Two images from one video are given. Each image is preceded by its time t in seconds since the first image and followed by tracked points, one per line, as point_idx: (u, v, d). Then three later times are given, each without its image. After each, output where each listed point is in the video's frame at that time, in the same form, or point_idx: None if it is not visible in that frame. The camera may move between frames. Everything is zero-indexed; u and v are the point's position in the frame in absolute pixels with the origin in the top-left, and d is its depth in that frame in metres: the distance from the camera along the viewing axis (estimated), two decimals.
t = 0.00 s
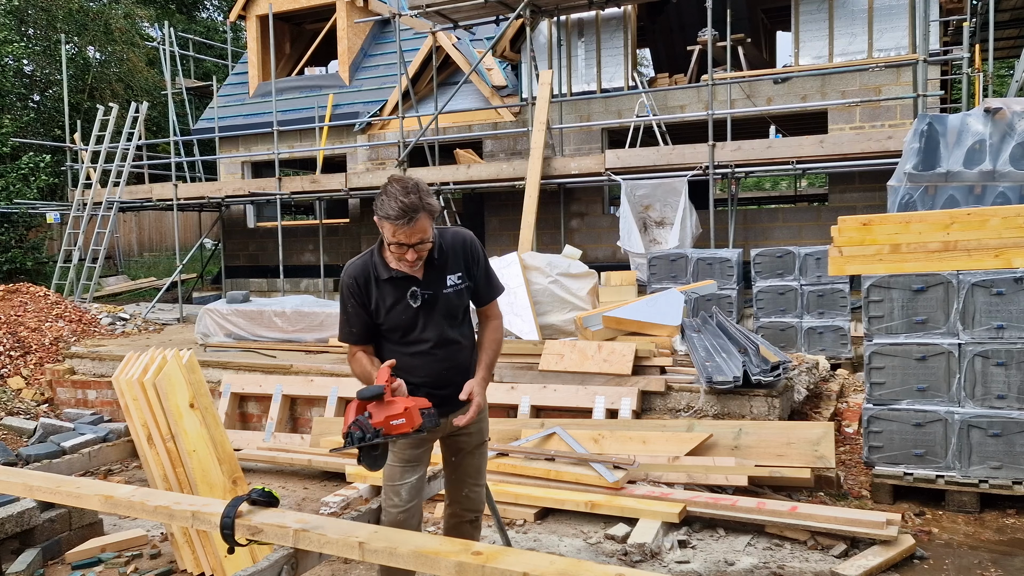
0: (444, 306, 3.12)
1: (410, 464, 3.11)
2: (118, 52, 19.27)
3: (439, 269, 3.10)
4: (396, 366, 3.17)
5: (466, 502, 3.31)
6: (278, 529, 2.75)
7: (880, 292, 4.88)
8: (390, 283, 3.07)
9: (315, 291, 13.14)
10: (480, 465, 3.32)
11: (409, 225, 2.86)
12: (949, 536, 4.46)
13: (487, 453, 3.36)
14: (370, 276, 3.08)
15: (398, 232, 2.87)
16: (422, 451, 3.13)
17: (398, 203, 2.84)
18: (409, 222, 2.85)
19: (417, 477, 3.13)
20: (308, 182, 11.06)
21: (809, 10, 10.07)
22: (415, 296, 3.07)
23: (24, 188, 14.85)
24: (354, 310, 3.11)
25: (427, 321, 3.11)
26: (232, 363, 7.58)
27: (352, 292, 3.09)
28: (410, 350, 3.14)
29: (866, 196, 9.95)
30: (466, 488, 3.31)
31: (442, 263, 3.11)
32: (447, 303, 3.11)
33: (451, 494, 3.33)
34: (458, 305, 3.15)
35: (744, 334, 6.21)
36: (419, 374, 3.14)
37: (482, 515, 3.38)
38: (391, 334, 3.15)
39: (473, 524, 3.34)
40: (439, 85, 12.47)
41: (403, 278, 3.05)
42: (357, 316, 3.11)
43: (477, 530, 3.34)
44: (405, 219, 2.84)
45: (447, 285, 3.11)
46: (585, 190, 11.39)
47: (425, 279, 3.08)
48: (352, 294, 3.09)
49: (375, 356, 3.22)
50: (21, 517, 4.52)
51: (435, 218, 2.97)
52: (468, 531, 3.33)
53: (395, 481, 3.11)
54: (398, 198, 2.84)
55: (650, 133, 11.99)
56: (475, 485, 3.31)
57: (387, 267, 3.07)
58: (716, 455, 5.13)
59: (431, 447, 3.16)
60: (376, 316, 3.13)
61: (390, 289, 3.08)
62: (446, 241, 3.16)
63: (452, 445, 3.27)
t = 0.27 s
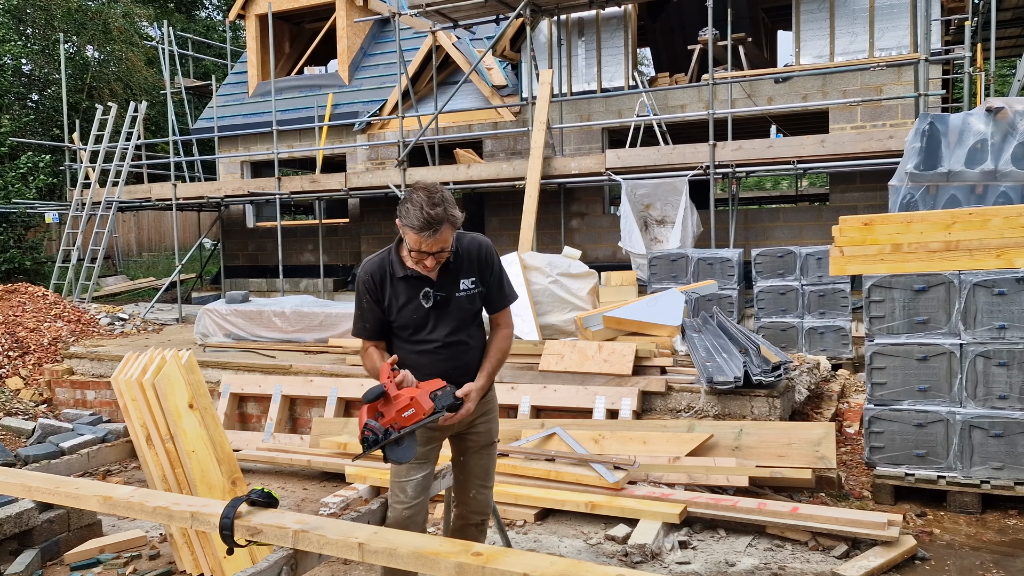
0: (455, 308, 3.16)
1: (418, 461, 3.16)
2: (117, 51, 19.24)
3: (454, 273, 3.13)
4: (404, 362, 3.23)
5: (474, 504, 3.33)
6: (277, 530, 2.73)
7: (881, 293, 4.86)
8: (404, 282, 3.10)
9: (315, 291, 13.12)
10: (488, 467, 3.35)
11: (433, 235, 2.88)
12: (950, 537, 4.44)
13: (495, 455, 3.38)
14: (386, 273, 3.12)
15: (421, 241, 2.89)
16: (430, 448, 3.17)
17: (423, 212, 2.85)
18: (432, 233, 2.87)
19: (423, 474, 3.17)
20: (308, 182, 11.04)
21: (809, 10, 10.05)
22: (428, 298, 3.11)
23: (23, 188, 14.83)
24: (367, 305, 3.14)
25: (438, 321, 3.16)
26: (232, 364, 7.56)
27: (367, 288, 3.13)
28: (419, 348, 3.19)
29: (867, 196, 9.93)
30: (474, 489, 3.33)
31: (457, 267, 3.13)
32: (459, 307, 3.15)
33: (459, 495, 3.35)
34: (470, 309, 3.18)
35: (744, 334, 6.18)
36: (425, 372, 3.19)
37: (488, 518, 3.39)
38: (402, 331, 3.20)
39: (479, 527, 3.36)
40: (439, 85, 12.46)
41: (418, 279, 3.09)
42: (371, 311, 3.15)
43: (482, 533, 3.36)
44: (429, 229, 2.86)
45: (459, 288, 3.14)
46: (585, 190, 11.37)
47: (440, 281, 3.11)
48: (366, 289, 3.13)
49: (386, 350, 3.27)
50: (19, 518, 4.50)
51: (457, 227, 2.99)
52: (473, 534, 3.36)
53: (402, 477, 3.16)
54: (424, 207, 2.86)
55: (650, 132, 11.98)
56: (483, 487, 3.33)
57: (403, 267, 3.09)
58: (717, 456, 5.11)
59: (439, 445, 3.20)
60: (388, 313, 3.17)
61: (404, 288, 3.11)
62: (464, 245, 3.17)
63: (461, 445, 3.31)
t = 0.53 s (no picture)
0: (463, 306, 3.15)
1: (423, 461, 3.14)
2: (116, 50, 19.29)
3: (462, 271, 3.14)
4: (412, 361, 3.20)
5: (478, 504, 3.32)
6: (277, 530, 2.72)
7: (882, 293, 4.84)
8: (414, 280, 3.10)
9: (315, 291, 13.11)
10: (493, 467, 3.34)
11: (444, 231, 2.89)
12: (952, 538, 4.42)
13: (501, 454, 3.37)
14: (396, 271, 3.11)
15: (432, 236, 2.90)
16: (437, 448, 3.15)
17: (434, 208, 2.87)
18: (443, 228, 2.88)
19: (428, 474, 3.15)
20: (308, 182, 11.03)
21: (810, 9, 10.03)
22: (437, 295, 3.10)
23: (22, 187, 14.82)
24: (376, 302, 3.13)
25: (446, 319, 3.14)
26: (231, 364, 7.55)
27: (377, 285, 3.12)
28: (427, 347, 3.17)
29: (868, 196, 9.91)
30: (478, 490, 3.32)
31: (466, 266, 3.14)
32: (467, 305, 3.15)
33: (464, 495, 3.34)
34: (478, 308, 3.18)
35: (745, 334, 6.17)
36: (433, 371, 3.17)
37: (491, 520, 3.39)
38: (410, 329, 3.18)
39: (482, 529, 3.36)
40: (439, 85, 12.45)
41: (428, 276, 3.09)
42: (380, 309, 3.13)
43: (486, 534, 3.36)
44: (440, 224, 2.88)
45: (468, 286, 3.14)
46: (585, 190, 11.36)
47: (448, 279, 3.12)
48: (376, 287, 3.12)
49: (393, 349, 3.23)
50: (18, 518, 4.49)
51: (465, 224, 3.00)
52: (476, 535, 3.35)
53: (407, 476, 3.16)
54: (435, 203, 2.88)
55: (650, 132, 11.96)
56: (487, 487, 3.32)
57: (412, 264, 3.10)
58: (717, 456, 5.09)
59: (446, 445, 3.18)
60: (397, 311, 3.15)
61: (413, 286, 3.11)
62: (472, 244, 3.18)
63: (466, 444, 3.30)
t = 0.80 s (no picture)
0: (464, 306, 3.13)
1: (425, 460, 3.12)
2: (114, 49, 19.27)
3: (463, 271, 3.12)
4: (413, 362, 3.19)
5: (478, 504, 3.30)
6: (277, 530, 2.71)
7: (883, 292, 4.83)
8: (414, 279, 3.09)
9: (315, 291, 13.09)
10: (494, 467, 3.32)
11: (441, 230, 2.88)
12: (954, 539, 4.41)
13: (502, 453, 3.35)
14: (397, 270, 3.11)
15: (429, 233, 2.89)
16: (438, 447, 3.14)
17: (431, 206, 2.85)
18: (439, 225, 2.87)
19: (430, 473, 3.14)
20: (307, 182, 11.02)
21: (811, 8, 10.02)
22: (437, 295, 3.09)
23: (21, 187, 14.81)
24: (378, 302, 3.13)
25: (447, 320, 3.13)
26: (231, 364, 7.54)
27: (379, 285, 3.12)
28: (428, 347, 3.15)
29: (869, 195, 9.90)
30: (479, 489, 3.30)
31: (467, 266, 3.12)
32: (468, 305, 3.13)
33: (464, 495, 3.32)
34: (479, 308, 3.16)
35: (745, 334, 6.14)
36: (434, 371, 3.15)
37: (492, 520, 3.37)
38: (412, 329, 3.17)
39: (482, 529, 3.34)
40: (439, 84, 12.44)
41: (429, 275, 3.08)
42: (382, 308, 3.13)
43: (486, 534, 3.34)
44: (436, 221, 2.86)
45: (469, 287, 3.12)
46: (585, 190, 11.35)
47: (449, 279, 3.10)
48: (377, 286, 3.12)
49: (396, 349, 3.23)
50: (16, 519, 4.47)
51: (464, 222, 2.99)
52: (476, 535, 3.34)
53: (408, 476, 3.14)
54: (433, 201, 2.86)
55: (651, 131, 11.95)
56: (487, 487, 3.30)
57: (414, 264, 3.09)
58: (718, 456, 5.08)
59: (447, 444, 3.16)
60: (399, 310, 3.15)
61: (414, 285, 3.10)
62: (474, 244, 3.16)
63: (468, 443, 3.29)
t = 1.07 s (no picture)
0: (462, 306, 3.11)
1: (426, 460, 3.11)
2: (113, 48, 19.25)
3: (460, 270, 3.10)
4: (413, 362, 3.18)
5: (478, 504, 3.29)
6: (277, 531, 2.69)
7: (884, 292, 4.82)
8: (412, 280, 3.08)
9: (314, 291, 13.08)
10: (494, 466, 3.30)
11: (433, 230, 2.87)
12: (955, 539, 4.39)
13: (503, 452, 3.34)
14: (394, 271, 3.10)
15: (419, 231, 2.88)
16: (438, 447, 3.13)
17: (421, 203, 2.84)
18: (429, 223, 2.86)
19: (431, 473, 3.12)
20: (307, 181, 11.01)
21: (812, 7, 10.01)
22: (435, 295, 3.07)
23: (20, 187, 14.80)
24: (377, 303, 3.11)
25: (445, 320, 3.11)
26: (230, 364, 7.53)
27: (377, 285, 3.11)
28: (427, 347, 3.14)
29: (870, 195, 9.88)
30: (479, 489, 3.29)
31: (465, 266, 3.10)
32: (466, 304, 3.11)
33: (464, 495, 3.31)
34: (478, 308, 3.14)
35: (746, 334, 6.12)
36: (434, 371, 3.14)
37: (492, 520, 3.36)
38: (411, 329, 3.16)
39: (482, 529, 3.33)
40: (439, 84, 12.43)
41: (425, 275, 3.06)
42: (380, 308, 3.12)
43: (486, 535, 3.33)
44: (426, 218, 2.85)
45: (467, 287, 3.10)
46: (585, 190, 11.33)
47: (447, 279, 3.08)
48: (375, 287, 3.11)
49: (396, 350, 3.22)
50: (14, 520, 4.46)
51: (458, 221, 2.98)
52: (476, 536, 3.32)
53: (409, 476, 3.12)
54: (423, 199, 2.86)
55: (651, 131, 11.94)
56: (488, 487, 3.29)
57: (411, 264, 3.07)
58: (718, 457, 5.06)
59: (448, 444, 3.15)
60: (397, 311, 3.13)
61: (412, 286, 3.09)
62: (471, 244, 3.14)
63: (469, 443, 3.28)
